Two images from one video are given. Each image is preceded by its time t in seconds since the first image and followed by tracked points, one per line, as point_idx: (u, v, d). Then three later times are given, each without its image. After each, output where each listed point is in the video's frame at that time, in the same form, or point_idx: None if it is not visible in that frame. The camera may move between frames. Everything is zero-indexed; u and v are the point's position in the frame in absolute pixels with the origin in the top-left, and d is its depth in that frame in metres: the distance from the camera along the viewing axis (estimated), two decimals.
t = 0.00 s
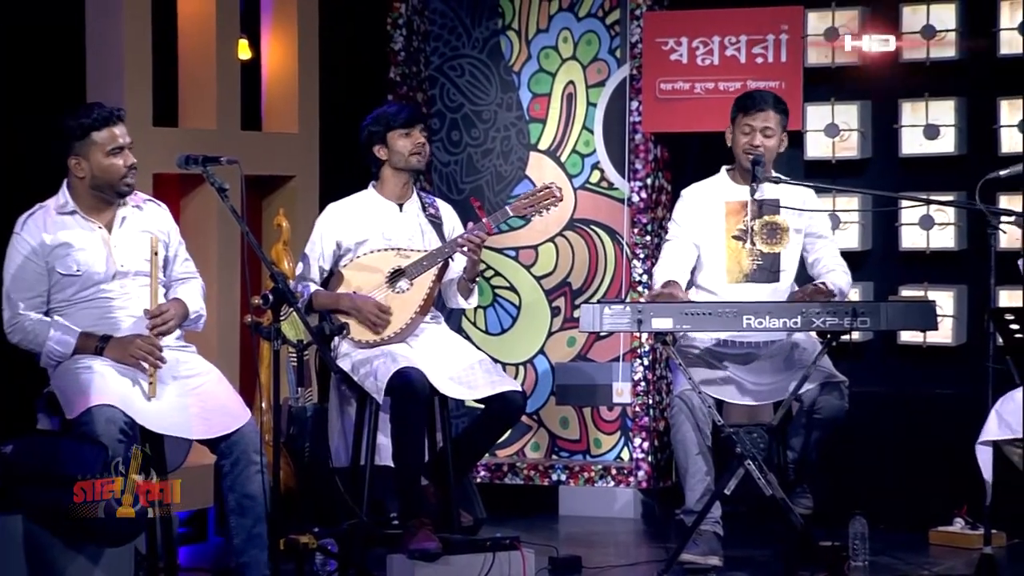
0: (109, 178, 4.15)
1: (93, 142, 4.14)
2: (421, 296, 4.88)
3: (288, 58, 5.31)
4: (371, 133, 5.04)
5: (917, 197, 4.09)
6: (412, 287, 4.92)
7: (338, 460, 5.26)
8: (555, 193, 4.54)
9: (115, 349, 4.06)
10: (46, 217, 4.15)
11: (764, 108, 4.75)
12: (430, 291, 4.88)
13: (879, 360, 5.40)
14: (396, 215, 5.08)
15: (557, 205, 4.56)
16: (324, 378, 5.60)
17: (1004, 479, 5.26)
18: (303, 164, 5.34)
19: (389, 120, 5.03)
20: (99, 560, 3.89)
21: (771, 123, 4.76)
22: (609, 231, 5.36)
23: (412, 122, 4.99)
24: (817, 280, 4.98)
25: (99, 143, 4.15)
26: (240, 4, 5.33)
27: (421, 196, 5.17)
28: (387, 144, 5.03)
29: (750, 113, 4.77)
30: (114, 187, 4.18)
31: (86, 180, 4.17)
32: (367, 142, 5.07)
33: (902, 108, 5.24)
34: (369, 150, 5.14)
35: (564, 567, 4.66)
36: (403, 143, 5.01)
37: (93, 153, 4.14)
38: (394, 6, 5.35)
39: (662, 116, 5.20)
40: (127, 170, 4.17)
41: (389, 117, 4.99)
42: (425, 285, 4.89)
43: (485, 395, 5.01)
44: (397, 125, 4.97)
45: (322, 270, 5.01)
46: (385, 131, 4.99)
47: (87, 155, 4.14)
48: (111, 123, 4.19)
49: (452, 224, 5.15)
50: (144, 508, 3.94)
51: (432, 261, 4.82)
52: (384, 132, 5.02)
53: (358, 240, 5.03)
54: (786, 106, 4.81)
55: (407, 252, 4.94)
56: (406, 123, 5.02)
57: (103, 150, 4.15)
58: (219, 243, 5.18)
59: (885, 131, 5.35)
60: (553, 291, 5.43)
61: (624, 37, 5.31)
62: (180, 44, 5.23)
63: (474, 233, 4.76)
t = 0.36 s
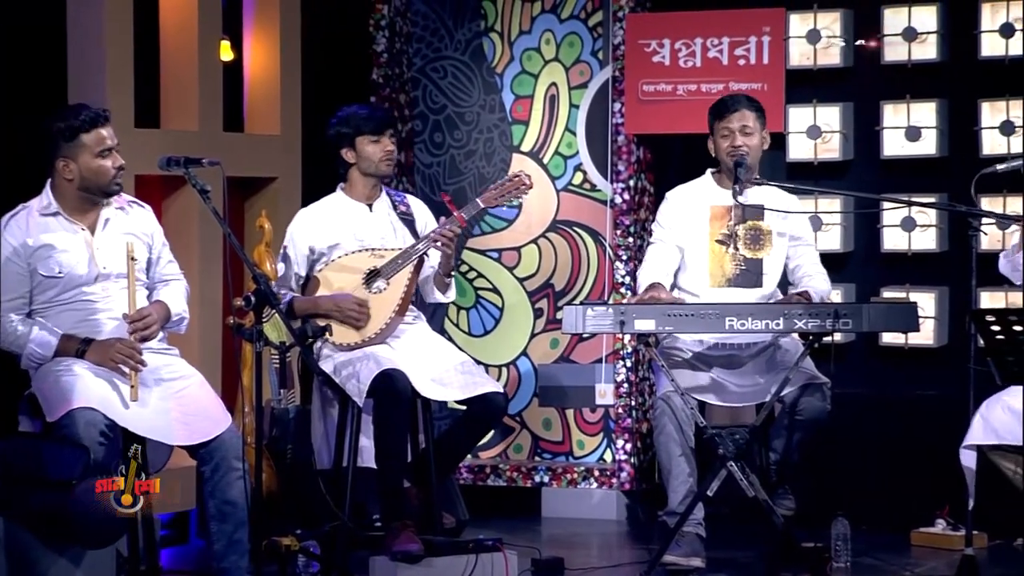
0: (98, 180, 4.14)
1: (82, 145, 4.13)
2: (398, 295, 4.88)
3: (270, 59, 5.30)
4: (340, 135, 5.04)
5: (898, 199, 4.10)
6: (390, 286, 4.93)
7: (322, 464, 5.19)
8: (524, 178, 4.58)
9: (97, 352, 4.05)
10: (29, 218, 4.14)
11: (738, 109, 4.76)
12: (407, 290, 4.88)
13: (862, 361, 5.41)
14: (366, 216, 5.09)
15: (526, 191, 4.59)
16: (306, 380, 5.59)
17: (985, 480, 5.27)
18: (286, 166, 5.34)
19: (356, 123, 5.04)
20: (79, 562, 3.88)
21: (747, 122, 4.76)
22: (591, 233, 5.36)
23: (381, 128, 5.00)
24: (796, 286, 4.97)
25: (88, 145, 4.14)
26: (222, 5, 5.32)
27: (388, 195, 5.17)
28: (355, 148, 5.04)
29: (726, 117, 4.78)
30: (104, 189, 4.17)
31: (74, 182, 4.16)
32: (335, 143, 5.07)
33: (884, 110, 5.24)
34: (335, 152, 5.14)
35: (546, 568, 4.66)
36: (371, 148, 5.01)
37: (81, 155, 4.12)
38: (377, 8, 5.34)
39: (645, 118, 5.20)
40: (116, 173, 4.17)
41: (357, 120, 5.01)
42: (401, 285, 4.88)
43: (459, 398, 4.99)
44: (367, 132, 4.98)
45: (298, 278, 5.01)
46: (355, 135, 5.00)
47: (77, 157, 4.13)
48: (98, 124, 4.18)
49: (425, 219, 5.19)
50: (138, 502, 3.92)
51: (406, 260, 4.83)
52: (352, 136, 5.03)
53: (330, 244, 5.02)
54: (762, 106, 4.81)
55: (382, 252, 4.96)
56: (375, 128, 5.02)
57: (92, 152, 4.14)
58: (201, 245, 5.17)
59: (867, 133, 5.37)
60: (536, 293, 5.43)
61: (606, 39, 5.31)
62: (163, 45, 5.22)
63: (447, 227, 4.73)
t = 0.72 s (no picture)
0: (92, 179, 4.14)
1: (77, 143, 4.12)
2: (377, 294, 4.88)
3: (254, 60, 5.29)
4: (301, 138, 5.02)
5: (882, 199, 4.10)
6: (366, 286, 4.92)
7: (305, 466, 5.16)
8: (490, 167, 4.55)
9: (80, 354, 4.05)
10: (12, 217, 4.12)
11: (726, 105, 4.76)
12: (385, 288, 4.88)
13: (844, 362, 5.40)
14: (337, 217, 5.07)
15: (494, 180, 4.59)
16: (290, 381, 5.59)
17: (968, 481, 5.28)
18: (269, 167, 5.34)
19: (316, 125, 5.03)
20: (62, 564, 3.87)
21: (734, 119, 4.77)
22: (575, 234, 5.37)
23: (342, 127, 4.99)
24: (783, 280, 4.97)
25: (83, 144, 4.13)
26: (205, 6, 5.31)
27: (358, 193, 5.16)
28: (318, 150, 5.02)
29: (712, 112, 4.78)
30: (94, 188, 4.17)
31: (66, 182, 4.14)
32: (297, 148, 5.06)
33: (867, 112, 5.25)
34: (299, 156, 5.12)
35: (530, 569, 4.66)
36: (334, 147, 5.00)
37: (75, 153, 4.12)
38: (360, 9, 5.32)
39: (629, 119, 5.21)
40: (107, 171, 4.16)
41: (316, 122, 5.00)
42: (378, 284, 4.89)
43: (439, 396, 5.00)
44: (326, 131, 4.96)
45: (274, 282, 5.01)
46: (316, 136, 4.98)
47: (71, 155, 4.12)
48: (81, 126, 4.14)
49: (396, 215, 5.17)
50: (138, 502, 4.11)
51: (380, 257, 4.83)
52: (313, 138, 5.01)
53: (303, 248, 5.00)
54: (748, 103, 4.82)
55: (356, 251, 4.94)
56: (335, 128, 5.01)
57: (85, 151, 4.14)
58: (184, 246, 5.17)
59: (850, 135, 5.38)
60: (520, 294, 5.43)
61: (590, 40, 5.32)
62: (146, 46, 5.21)
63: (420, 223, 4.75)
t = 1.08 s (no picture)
0: (63, 180, 4.12)
1: (49, 145, 4.11)
2: (357, 297, 4.89)
3: (232, 60, 5.29)
4: (286, 139, 5.02)
5: (859, 200, 4.11)
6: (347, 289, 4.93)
7: (284, 467, 5.19)
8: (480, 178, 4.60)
9: (57, 355, 4.03)
10: None
11: (708, 105, 4.74)
12: (366, 292, 4.89)
13: (821, 362, 5.43)
14: (320, 220, 5.07)
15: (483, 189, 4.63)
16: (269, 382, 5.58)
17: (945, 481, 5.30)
18: (248, 168, 5.33)
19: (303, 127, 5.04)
20: (39, 566, 3.87)
21: (714, 120, 4.75)
22: (554, 235, 5.37)
23: (328, 129, 5.00)
24: (760, 283, 4.97)
25: (58, 146, 4.12)
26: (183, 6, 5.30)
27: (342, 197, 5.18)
28: (305, 152, 5.02)
29: (695, 111, 4.77)
30: (67, 189, 4.15)
31: (40, 184, 4.13)
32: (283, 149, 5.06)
33: (845, 113, 5.26)
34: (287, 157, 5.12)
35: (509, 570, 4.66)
36: (321, 151, 5.00)
37: (47, 155, 4.10)
38: (338, 10, 5.33)
39: (608, 120, 5.22)
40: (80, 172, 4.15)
41: (304, 123, 5.01)
42: (360, 286, 4.89)
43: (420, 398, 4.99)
44: (314, 131, 4.99)
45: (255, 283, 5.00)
46: (303, 139, 4.98)
47: (42, 157, 4.10)
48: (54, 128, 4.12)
49: (380, 221, 5.21)
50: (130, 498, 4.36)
51: (364, 261, 4.83)
52: (300, 140, 5.01)
53: (286, 249, 5.00)
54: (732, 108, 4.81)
55: (340, 255, 4.95)
56: (322, 131, 5.03)
57: (58, 153, 4.12)
58: (161, 246, 5.16)
59: (828, 136, 5.39)
60: (499, 295, 5.43)
61: (568, 41, 5.32)
62: (124, 47, 5.21)
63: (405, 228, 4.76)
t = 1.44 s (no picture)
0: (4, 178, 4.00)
1: None
2: (341, 301, 4.86)
3: (210, 60, 5.27)
4: (287, 138, 5.01)
5: (836, 201, 4.11)
6: (333, 290, 4.91)
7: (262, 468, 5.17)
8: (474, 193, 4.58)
9: (33, 358, 4.00)
10: None
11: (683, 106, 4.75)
12: (351, 295, 4.87)
13: (799, 363, 5.44)
14: (313, 220, 5.07)
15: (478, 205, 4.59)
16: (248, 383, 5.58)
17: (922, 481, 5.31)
18: (225, 169, 5.32)
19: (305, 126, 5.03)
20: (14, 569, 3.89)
21: (689, 122, 4.76)
22: (532, 235, 5.37)
23: (330, 130, 4.99)
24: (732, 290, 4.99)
25: None
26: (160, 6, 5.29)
27: (337, 200, 5.16)
28: (304, 150, 5.01)
29: (667, 116, 4.78)
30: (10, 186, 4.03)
31: None
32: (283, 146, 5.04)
33: (823, 114, 5.26)
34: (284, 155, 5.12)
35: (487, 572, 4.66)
36: (319, 150, 4.99)
37: None
38: (316, 10, 5.32)
39: (586, 121, 5.21)
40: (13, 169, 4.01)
41: (308, 123, 4.99)
42: (345, 290, 4.88)
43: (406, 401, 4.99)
44: (315, 132, 4.97)
45: (241, 279, 4.98)
46: (304, 137, 4.97)
47: None
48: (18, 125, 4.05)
49: (372, 226, 5.19)
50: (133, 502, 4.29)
51: (351, 264, 4.82)
52: (300, 138, 5.01)
53: (275, 247, 5.00)
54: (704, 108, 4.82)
55: (327, 256, 4.94)
56: (323, 131, 5.02)
57: None
58: (139, 247, 5.15)
59: (805, 137, 5.40)
60: (477, 295, 5.43)
61: (547, 42, 5.33)
62: (100, 47, 5.19)
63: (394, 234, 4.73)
